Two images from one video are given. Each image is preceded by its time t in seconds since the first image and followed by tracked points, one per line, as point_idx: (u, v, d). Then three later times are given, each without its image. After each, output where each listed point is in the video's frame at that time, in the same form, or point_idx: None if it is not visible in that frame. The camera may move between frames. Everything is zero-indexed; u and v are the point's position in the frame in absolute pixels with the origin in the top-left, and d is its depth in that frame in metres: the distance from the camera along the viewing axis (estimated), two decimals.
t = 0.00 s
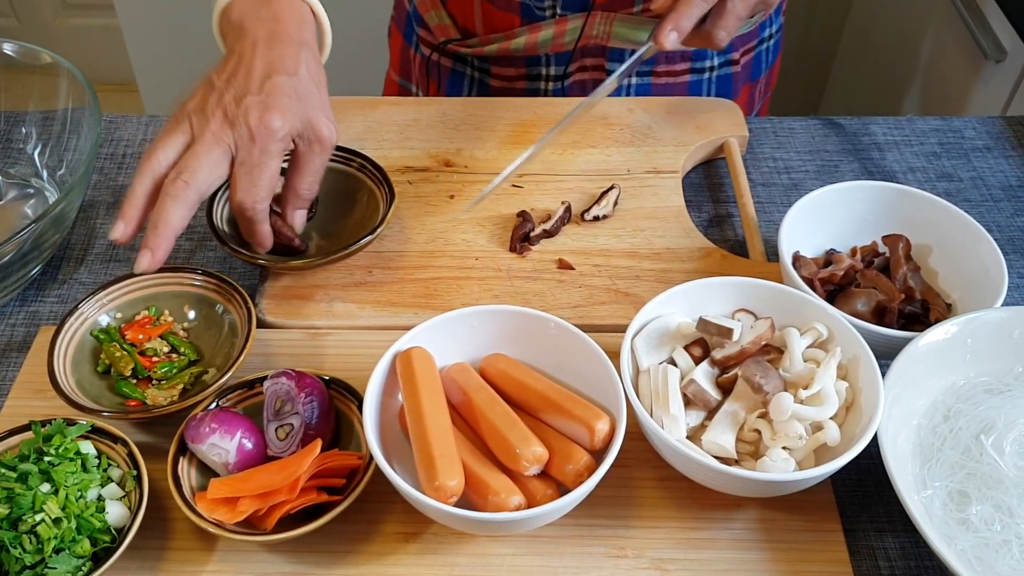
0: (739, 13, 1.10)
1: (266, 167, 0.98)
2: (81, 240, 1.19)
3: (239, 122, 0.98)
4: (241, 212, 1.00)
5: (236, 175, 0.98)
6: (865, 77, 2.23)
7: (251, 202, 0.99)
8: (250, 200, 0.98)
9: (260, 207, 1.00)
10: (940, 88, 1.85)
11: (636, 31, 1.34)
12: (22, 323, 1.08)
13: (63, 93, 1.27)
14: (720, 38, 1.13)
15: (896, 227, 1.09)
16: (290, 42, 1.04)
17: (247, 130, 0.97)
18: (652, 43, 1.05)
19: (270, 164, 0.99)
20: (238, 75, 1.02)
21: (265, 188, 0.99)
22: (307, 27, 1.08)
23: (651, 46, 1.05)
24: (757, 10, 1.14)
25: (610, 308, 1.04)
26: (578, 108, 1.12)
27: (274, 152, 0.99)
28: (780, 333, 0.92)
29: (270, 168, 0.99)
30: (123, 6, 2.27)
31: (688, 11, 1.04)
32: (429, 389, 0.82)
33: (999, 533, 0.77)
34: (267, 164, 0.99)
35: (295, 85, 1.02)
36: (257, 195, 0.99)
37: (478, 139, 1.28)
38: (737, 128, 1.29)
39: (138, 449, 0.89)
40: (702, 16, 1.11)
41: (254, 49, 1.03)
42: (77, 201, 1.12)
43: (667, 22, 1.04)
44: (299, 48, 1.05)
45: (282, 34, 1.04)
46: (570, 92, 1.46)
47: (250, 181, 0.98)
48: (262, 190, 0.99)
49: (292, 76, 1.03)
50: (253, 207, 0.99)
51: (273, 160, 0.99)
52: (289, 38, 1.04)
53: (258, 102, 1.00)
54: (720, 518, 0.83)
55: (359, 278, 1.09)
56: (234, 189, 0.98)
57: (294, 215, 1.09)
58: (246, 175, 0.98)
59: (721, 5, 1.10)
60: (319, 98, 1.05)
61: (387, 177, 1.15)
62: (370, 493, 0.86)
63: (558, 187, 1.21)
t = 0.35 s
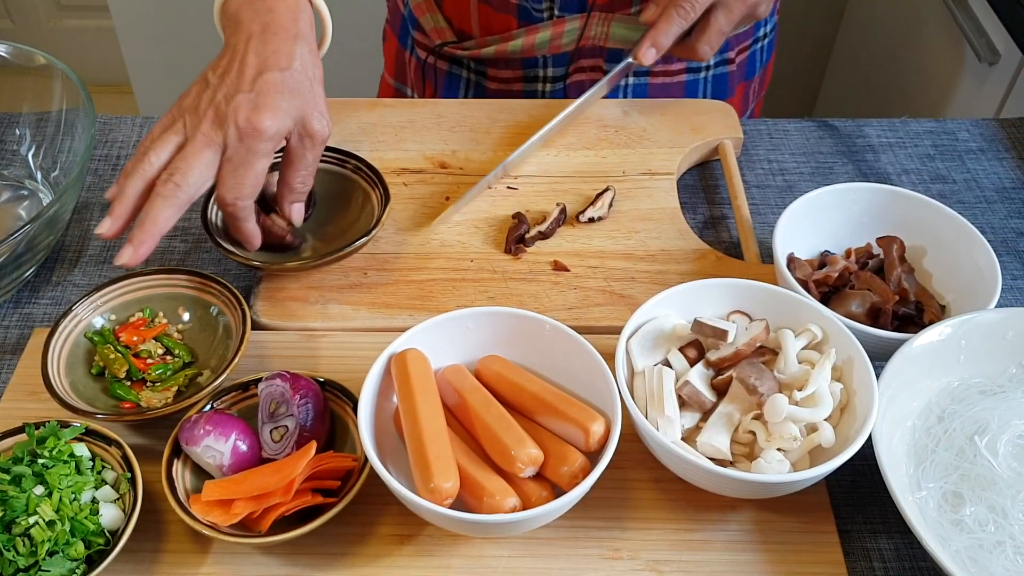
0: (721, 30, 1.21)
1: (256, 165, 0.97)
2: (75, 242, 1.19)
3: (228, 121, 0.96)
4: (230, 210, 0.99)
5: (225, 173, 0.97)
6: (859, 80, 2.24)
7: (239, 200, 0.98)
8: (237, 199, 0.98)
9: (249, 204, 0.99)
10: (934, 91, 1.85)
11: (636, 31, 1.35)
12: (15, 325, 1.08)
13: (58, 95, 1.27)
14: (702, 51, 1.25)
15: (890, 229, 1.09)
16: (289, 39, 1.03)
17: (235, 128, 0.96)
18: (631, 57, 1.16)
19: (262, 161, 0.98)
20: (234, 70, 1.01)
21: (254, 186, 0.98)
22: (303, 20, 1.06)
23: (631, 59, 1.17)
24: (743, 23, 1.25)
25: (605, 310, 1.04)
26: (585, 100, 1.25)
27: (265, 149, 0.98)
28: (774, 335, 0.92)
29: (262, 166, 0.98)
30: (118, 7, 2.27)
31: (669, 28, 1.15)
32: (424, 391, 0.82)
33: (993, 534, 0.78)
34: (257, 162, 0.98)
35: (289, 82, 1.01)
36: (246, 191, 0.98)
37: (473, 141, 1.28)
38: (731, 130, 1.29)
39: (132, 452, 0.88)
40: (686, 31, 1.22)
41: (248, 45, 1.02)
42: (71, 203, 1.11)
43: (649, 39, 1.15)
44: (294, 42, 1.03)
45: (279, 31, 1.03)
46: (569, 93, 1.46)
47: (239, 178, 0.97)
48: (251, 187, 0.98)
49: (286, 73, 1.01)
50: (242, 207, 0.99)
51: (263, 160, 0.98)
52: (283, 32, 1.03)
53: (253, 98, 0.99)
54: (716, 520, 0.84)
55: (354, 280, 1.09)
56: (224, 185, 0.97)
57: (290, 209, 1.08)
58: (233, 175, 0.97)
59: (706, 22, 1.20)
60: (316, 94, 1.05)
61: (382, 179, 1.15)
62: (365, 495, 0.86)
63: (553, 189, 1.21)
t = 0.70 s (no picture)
0: (745, 47, 1.21)
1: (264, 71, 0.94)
2: (75, 242, 1.19)
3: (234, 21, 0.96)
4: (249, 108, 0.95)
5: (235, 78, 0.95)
6: (859, 80, 2.24)
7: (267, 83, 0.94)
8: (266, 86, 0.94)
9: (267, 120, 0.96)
10: (934, 90, 1.85)
11: (639, 29, 1.36)
12: (15, 325, 1.08)
13: (58, 96, 1.27)
14: (728, 71, 1.24)
15: (889, 229, 1.09)
16: None
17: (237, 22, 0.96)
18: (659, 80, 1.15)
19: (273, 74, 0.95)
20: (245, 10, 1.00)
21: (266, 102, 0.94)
22: None
23: (659, 82, 1.16)
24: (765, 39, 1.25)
25: (605, 310, 1.04)
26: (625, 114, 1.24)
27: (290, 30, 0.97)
28: (774, 335, 0.92)
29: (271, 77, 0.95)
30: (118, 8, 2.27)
31: (693, 49, 1.15)
32: (424, 391, 0.82)
33: (993, 534, 0.78)
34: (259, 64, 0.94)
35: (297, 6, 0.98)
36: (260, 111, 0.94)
37: (473, 141, 1.28)
38: (731, 131, 1.29)
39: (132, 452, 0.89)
40: (711, 51, 1.23)
41: None
42: (71, 203, 1.11)
43: (676, 61, 1.15)
44: None
45: None
46: (572, 90, 1.47)
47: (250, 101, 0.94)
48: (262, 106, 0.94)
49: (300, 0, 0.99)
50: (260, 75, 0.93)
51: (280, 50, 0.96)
52: None
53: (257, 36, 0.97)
54: (715, 520, 0.84)
55: (353, 280, 1.09)
56: (236, 98, 0.94)
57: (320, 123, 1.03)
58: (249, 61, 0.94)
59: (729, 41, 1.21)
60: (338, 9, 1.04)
61: (382, 179, 1.15)
62: (365, 495, 0.86)
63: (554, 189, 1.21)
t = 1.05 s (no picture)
0: (739, 50, 1.20)
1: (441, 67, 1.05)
2: (75, 242, 1.19)
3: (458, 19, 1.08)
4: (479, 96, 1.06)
5: (464, 67, 1.06)
6: (859, 79, 2.24)
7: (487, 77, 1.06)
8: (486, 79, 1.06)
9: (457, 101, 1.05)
10: (934, 90, 1.85)
11: (642, 32, 1.35)
12: (16, 325, 1.08)
13: (58, 95, 1.27)
14: (725, 75, 1.24)
15: (889, 230, 1.09)
16: None
17: (463, 21, 1.08)
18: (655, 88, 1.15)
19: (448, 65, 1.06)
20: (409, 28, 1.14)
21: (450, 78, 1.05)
22: None
23: (655, 90, 1.15)
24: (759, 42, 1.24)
25: (605, 310, 1.04)
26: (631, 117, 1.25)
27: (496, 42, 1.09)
28: (775, 335, 0.92)
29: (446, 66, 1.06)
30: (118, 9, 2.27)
31: (687, 54, 1.13)
32: (424, 390, 0.82)
33: (993, 534, 0.78)
34: (438, 59, 1.06)
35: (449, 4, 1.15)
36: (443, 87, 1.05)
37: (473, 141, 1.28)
38: (731, 131, 1.29)
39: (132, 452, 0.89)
40: (705, 57, 1.22)
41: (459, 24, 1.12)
42: (71, 203, 1.11)
43: (670, 67, 1.13)
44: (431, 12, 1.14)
45: None
46: (570, 90, 1.48)
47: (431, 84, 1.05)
48: (446, 85, 1.05)
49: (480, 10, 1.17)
50: (482, 80, 1.05)
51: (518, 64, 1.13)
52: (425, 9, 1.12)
53: (416, 45, 1.11)
54: (715, 520, 0.84)
55: (353, 280, 1.09)
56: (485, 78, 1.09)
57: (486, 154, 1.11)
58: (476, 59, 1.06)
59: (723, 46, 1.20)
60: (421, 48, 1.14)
61: (382, 179, 1.16)
62: (365, 495, 0.86)
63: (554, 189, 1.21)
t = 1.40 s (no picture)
0: (744, 39, 1.20)
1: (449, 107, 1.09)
2: (75, 242, 1.19)
3: (464, 63, 1.12)
4: (491, 133, 1.11)
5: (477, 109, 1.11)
6: (859, 79, 2.24)
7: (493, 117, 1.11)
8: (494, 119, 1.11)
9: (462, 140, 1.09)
10: (934, 90, 1.85)
11: (641, 29, 1.36)
12: (16, 325, 1.08)
13: (58, 95, 1.27)
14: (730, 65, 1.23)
15: (889, 230, 1.09)
16: (424, 31, 1.20)
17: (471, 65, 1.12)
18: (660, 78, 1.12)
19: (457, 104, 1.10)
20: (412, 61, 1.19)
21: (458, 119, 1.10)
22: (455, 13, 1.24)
23: (660, 80, 1.12)
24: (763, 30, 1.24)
25: (605, 309, 1.04)
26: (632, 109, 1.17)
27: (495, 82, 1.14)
28: (775, 335, 0.92)
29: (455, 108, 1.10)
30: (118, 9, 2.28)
31: (692, 44, 1.12)
32: (424, 390, 0.82)
33: (993, 534, 0.78)
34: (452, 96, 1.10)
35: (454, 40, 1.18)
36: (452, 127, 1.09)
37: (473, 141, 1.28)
38: (731, 131, 1.29)
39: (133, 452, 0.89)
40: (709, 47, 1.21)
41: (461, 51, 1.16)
42: (71, 203, 1.11)
43: (676, 57, 1.11)
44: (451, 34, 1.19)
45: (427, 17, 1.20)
46: (572, 90, 1.47)
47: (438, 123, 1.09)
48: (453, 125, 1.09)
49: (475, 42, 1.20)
50: (498, 121, 1.12)
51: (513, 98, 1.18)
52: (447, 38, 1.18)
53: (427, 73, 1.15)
54: (716, 520, 0.84)
55: (354, 280, 1.09)
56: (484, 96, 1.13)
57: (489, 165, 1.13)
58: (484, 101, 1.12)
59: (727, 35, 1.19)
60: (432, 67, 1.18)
61: (382, 179, 1.16)
62: (365, 495, 0.86)
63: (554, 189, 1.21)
